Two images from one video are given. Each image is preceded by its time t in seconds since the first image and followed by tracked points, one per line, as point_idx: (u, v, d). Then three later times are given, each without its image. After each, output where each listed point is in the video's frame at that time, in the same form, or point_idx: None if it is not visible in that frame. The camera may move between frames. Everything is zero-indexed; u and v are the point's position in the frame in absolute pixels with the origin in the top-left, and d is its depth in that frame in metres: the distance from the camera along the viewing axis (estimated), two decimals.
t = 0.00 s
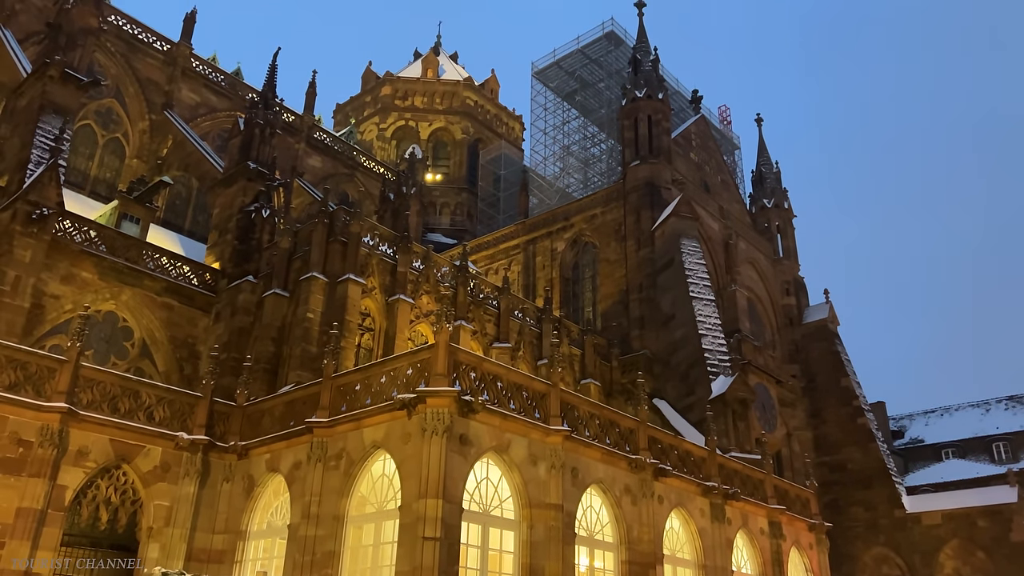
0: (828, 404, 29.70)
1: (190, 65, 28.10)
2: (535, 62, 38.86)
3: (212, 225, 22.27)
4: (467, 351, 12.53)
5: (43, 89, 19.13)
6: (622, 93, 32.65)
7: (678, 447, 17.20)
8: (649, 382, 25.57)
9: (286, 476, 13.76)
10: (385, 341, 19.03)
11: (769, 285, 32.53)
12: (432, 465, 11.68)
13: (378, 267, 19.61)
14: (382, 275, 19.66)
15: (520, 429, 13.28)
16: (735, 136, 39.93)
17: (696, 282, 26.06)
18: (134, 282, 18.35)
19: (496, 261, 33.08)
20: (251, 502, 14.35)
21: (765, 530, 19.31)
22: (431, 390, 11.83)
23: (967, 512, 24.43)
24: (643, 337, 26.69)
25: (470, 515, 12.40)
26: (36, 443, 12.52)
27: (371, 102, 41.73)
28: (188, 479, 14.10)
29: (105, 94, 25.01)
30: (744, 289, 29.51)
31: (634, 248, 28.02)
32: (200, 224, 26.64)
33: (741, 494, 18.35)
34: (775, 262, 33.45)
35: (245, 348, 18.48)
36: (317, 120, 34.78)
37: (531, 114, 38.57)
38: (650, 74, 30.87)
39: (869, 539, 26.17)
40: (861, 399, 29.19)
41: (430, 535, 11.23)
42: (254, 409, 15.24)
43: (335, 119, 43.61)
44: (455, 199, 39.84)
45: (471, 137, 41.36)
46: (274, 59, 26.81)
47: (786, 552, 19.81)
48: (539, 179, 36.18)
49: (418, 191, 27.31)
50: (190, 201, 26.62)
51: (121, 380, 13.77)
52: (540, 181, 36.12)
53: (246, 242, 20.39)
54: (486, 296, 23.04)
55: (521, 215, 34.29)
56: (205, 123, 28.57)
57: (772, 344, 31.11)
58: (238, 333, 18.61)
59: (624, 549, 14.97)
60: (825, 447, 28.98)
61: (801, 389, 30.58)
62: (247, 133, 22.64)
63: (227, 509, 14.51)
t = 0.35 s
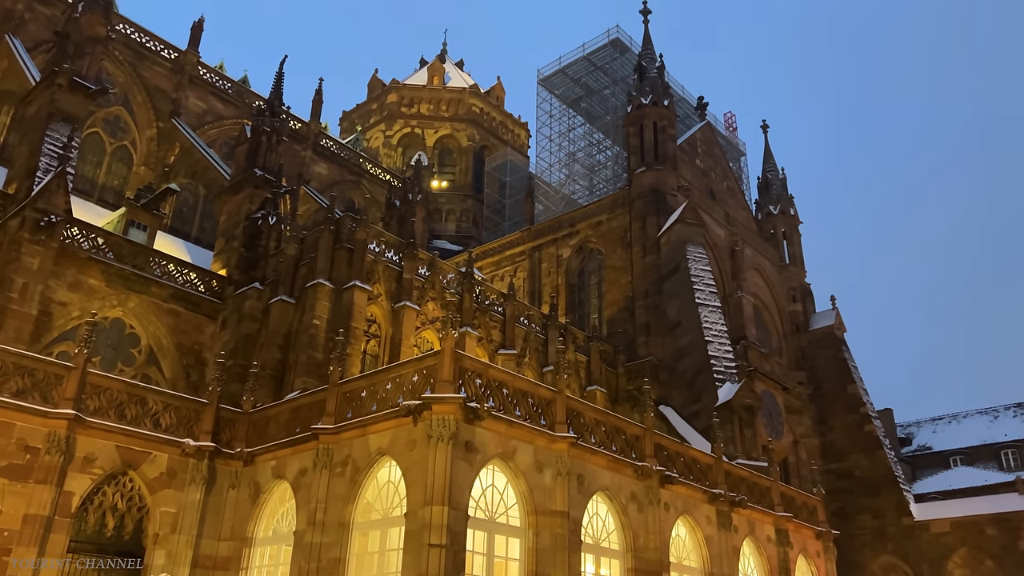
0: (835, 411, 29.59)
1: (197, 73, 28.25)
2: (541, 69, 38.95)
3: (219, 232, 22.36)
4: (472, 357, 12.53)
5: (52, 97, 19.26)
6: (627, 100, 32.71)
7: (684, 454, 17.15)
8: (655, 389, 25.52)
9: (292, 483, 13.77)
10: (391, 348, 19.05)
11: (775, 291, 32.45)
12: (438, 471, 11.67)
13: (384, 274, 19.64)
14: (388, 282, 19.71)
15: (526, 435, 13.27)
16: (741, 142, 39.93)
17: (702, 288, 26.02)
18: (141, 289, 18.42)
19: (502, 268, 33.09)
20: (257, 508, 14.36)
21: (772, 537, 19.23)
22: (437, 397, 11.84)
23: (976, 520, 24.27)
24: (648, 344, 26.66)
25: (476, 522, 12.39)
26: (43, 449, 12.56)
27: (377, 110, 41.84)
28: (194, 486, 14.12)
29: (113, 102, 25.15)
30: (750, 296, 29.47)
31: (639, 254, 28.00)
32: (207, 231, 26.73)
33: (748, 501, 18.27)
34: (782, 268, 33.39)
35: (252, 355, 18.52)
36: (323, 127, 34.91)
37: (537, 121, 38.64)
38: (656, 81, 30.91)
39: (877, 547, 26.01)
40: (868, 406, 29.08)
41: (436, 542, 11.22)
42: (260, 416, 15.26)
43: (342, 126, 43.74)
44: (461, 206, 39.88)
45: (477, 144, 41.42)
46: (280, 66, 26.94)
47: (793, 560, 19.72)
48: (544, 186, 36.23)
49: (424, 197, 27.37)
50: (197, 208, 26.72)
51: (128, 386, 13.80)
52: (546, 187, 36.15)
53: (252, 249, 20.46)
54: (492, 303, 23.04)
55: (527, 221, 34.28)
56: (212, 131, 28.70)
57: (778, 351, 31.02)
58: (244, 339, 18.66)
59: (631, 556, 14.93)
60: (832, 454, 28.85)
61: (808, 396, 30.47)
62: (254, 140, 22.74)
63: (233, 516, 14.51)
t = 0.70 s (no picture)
0: (841, 412, 29.51)
1: (202, 74, 28.31)
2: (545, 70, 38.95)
3: (224, 233, 22.40)
4: (477, 358, 12.53)
5: (58, 98, 19.32)
6: (631, 101, 32.70)
7: (689, 455, 17.11)
8: (660, 390, 25.47)
9: (297, 484, 13.77)
10: (395, 349, 19.05)
11: (780, 292, 32.38)
12: (442, 472, 11.66)
13: (388, 275, 19.65)
14: (392, 283, 19.72)
15: (531, 436, 13.26)
16: (745, 143, 39.88)
17: (707, 289, 25.99)
18: (146, 290, 18.45)
19: (506, 269, 33.08)
20: (261, 509, 14.37)
21: (777, 539, 19.18)
22: (441, 397, 11.84)
23: (982, 522, 24.17)
24: (653, 345, 26.62)
25: (480, 523, 12.37)
26: (48, 450, 12.58)
27: (382, 111, 41.88)
28: (199, 486, 14.13)
29: (119, 103, 25.21)
30: (755, 297, 29.43)
31: (644, 255, 27.97)
32: (212, 232, 26.75)
33: (753, 502, 18.23)
34: (786, 269, 33.31)
35: (256, 356, 18.53)
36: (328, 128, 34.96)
37: (541, 122, 38.62)
38: (661, 81, 30.88)
39: (882, 550, 25.92)
40: (873, 407, 29.01)
41: (441, 543, 11.21)
42: (265, 416, 15.27)
43: (346, 127, 43.79)
44: (465, 207, 39.91)
45: (481, 145, 41.44)
46: (285, 68, 27.00)
47: (798, 561, 19.66)
48: (549, 187, 36.23)
49: (428, 198, 27.38)
50: (201, 209, 26.76)
51: (133, 387, 13.82)
52: (550, 188, 36.12)
53: (257, 250, 20.48)
54: (496, 304, 23.04)
55: (531, 222, 34.27)
56: (217, 132, 28.76)
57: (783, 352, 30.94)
58: (249, 340, 18.68)
59: (635, 557, 14.90)
60: (837, 456, 28.76)
61: (813, 397, 30.39)
62: (259, 142, 22.78)
63: (238, 516, 14.52)
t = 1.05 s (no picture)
0: (842, 404, 29.54)
1: (203, 64, 28.25)
2: (546, 60, 38.85)
3: (225, 223, 22.43)
4: (478, 348, 12.54)
5: (58, 88, 19.29)
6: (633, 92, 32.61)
7: (690, 445, 17.15)
8: (661, 381, 25.51)
9: (298, 473, 13.81)
10: (396, 339, 19.08)
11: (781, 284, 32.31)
12: (444, 462, 11.70)
13: (390, 265, 19.67)
14: (394, 273, 19.73)
15: (532, 426, 13.29)
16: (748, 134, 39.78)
17: (708, 280, 25.98)
18: (148, 280, 18.47)
19: (507, 260, 33.09)
20: (263, 498, 14.42)
21: (777, 529, 19.21)
22: (443, 387, 11.86)
23: (982, 514, 24.21)
24: (654, 336, 26.66)
25: (482, 512, 12.40)
26: (50, 439, 12.61)
27: (383, 101, 41.80)
28: (201, 476, 14.17)
29: (119, 93, 25.16)
30: (756, 288, 29.42)
31: (645, 247, 27.95)
32: (213, 222, 26.76)
33: (753, 493, 18.27)
34: (788, 261, 33.28)
35: (258, 347, 18.56)
36: (329, 119, 34.90)
37: (543, 113, 38.53)
38: (663, 72, 30.78)
39: (882, 541, 26.01)
40: (875, 399, 29.05)
41: (442, 532, 11.25)
42: (266, 406, 15.31)
43: (347, 118, 43.71)
44: (467, 198, 39.90)
45: (483, 136, 41.36)
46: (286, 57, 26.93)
47: (799, 552, 19.72)
48: (550, 177, 36.14)
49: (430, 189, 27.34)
50: (203, 200, 26.77)
51: (135, 376, 13.84)
52: (551, 179, 36.04)
53: (258, 240, 20.51)
54: (497, 294, 23.05)
55: (533, 213, 34.25)
56: (218, 122, 28.72)
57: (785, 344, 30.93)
58: (251, 331, 18.70)
59: (636, 547, 14.95)
60: (838, 447, 28.81)
61: (814, 388, 30.42)
62: (260, 132, 22.75)
63: (239, 506, 14.57)
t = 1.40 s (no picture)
0: (833, 378, 29.72)
1: (193, 32, 27.87)
2: (542, 31, 38.47)
3: (217, 194, 22.27)
4: (472, 319, 12.53)
5: (47, 55, 19.01)
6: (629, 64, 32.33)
7: (682, 417, 17.25)
8: (654, 355, 25.62)
9: (292, 443, 13.86)
10: (390, 312, 19.06)
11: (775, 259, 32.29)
12: (437, 431, 11.74)
13: (383, 237, 19.61)
14: (387, 245, 19.67)
15: (525, 397, 13.32)
16: (744, 108, 39.57)
17: (703, 254, 25.97)
18: (140, 251, 18.35)
19: (501, 233, 33.03)
20: (257, 468, 14.47)
21: (767, 500, 19.40)
22: (437, 357, 11.86)
23: (970, 487, 24.53)
24: (648, 310, 26.71)
25: (475, 482, 12.48)
26: (43, 407, 12.60)
27: (376, 72, 41.38)
28: (194, 445, 14.21)
29: (109, 61, 24.80)
30: (750, 263, 29.45)
31: (640, 220, 27.89)
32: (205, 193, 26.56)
33: (744, 464, 18.43)
34: (782, 235, 33.28)
35: (251, 318, 18.50)
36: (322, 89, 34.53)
37: (538, 85, 38.21)
38: (659, 44, 30.52)
39: (870, 513, 26.36)
40: (866, 373, 29.25)
41: (435, 501, 11.32)
42: (260, 376, 15.30)
43: (340, 89, 43.27)
44: (461, 170, 39.74)
45: (477, 108, 41.04)
46: (278, 26, 26.56)
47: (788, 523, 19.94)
48: (545, 151, 35.96)
49: (423, 160, 27.13)
50: (195, 170, 26.54)
51: (127, 345, 13.80)
52: (546, 152, 35.82)
53: (251, 211, 20.39)
54: (491, 267, 23.01)
55: (527, 187, 34.13)
56: (209, 92, 28.39)
57: (777, 318, 31.02)
58: (244, 302, 18.64)
59: (627, 517, 15.09)
60: (829, 420, 29.04)
61: (806, 363, 30.58)
62: (252, 101, 22.51)
63: (233, 475, 14.62)
